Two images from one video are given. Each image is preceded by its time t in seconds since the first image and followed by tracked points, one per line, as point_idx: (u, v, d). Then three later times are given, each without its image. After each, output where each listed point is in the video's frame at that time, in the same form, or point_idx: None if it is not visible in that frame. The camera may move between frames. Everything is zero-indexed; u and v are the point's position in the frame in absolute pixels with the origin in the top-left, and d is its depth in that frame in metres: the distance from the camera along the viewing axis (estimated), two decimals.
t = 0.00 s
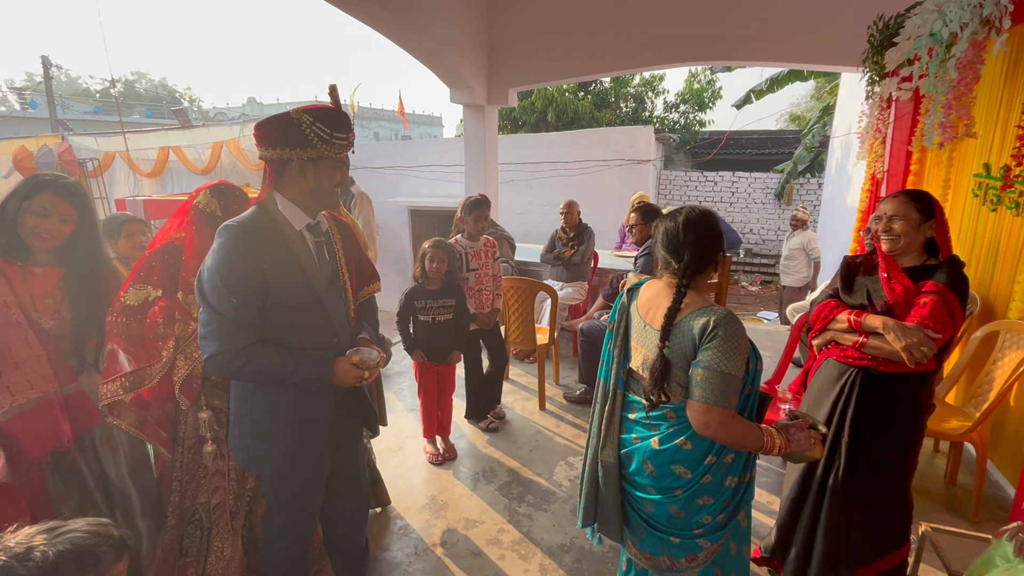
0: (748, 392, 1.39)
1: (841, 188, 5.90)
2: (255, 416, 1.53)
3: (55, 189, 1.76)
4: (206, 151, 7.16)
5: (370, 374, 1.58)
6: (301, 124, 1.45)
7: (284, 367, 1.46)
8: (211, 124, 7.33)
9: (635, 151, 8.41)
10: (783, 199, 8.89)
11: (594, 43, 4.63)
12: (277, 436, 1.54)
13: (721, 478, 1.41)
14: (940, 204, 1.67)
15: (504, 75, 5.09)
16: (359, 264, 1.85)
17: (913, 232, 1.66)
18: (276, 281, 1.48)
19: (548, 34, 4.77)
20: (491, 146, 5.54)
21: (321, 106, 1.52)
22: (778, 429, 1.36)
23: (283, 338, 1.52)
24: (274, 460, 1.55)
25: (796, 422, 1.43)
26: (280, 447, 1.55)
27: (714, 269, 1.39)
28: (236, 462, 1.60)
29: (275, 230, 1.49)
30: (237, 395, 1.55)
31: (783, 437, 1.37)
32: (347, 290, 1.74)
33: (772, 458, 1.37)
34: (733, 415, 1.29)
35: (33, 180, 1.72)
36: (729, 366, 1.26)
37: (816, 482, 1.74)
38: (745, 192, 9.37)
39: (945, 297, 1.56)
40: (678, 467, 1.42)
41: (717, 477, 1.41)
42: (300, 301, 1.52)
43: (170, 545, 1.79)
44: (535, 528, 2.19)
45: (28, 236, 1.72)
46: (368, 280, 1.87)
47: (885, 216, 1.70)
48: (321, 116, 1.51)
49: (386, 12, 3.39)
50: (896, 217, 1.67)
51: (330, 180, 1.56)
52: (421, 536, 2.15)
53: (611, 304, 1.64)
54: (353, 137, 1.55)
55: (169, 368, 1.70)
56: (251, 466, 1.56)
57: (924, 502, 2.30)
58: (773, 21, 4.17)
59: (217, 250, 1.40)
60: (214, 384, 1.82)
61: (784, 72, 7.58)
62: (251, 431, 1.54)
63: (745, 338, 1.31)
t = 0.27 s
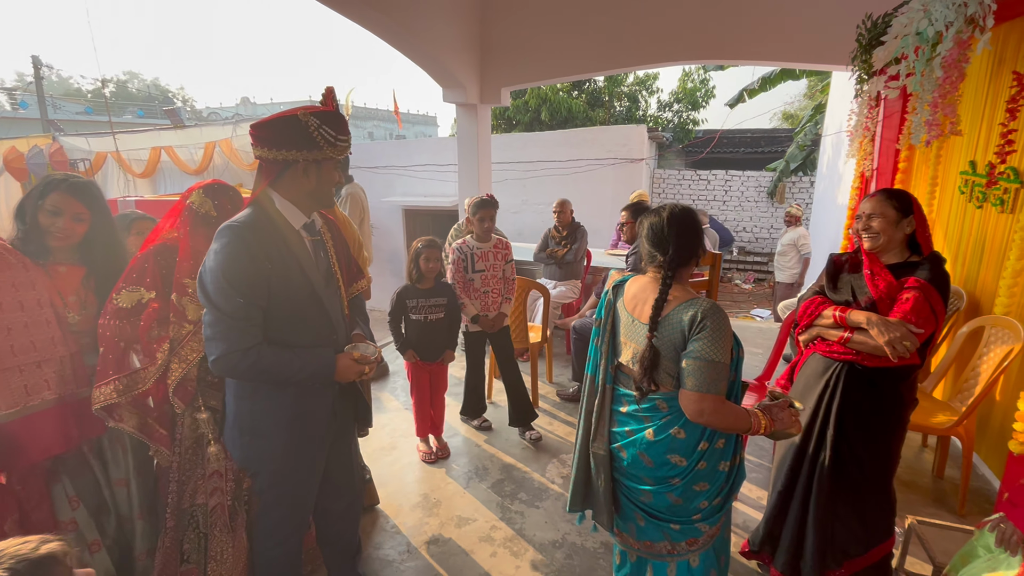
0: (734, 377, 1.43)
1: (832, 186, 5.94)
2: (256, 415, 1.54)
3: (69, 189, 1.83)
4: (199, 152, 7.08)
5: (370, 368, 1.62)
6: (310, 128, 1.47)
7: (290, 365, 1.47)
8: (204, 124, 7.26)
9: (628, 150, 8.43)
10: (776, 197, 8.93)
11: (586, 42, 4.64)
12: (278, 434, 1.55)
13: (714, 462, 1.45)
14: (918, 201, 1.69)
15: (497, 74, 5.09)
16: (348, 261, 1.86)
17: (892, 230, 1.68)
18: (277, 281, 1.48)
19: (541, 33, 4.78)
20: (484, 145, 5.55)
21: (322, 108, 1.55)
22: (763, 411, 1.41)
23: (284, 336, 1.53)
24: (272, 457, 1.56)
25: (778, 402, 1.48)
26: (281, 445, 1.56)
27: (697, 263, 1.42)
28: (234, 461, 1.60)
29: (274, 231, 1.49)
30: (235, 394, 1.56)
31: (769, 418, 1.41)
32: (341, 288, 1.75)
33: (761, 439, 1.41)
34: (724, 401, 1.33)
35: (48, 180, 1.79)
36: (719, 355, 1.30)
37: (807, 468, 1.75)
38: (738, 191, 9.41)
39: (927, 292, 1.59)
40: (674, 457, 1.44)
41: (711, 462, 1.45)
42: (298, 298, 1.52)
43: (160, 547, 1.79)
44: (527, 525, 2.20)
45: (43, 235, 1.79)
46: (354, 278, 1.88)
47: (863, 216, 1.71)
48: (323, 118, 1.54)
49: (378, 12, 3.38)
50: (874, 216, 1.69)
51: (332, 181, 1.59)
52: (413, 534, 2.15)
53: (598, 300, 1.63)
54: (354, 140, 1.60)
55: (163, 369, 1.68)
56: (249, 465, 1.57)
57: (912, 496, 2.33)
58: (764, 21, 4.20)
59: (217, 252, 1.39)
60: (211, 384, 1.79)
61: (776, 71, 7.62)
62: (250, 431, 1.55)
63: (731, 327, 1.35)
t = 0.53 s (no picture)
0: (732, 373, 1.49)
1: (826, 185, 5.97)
2: (268, 409, 1.54)
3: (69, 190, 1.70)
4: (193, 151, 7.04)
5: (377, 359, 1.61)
6: (298, 124, 1.46)
7: (296, 358, 1.46)
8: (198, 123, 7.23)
9: (623, 149, 8.43)
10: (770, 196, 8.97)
11: (580, 42, 4.65)
12: (288, 427, 1.55)
13: (715, 457, 1.50)
14: (907, 199, 1.70)
15: (492, 74, 5.09)
16: (351, 256, 1.84)
17: (880, 227, 1.69)
18: (278, 276, 1.48)
19: (536, 33, 4.78)
20: (479, 145, 5.55)
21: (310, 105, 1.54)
22: (761, 405, 1.47)
23: (290, 332, 1.52)
24: (285, 451, 1.56)
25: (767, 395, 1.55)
26: (295, 438, 1.56)
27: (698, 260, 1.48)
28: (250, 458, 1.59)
29: (274, 228, 1.50)
30: (245, 389, 1.55)
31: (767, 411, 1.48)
32: (345, 284, 1.75)
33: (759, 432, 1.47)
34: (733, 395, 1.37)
35: (42, 182, 1.66)
36: (731, 349, 1.35)
37: (797, 466, 1.75)
38: (733, 190, 9.44)
39: (914, 289, 1.60)
40: (681, 454, 1.46)
41: (712, 457, 1.49)
42: (302, 294, 1.52)
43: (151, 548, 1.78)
44: (521, 523, 2.20)
45: (45, 238, 1.67)
46: (358, 274, 1.86)
47: (855, 213, 1.73)
48: (313, 115, 1.54)
49: (371, 11, 3.37)
50: (863, 214, 1.70)
51: (326, 177, 1.57)
52: (406, 533, 2.15)
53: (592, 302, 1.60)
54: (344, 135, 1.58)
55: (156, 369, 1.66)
56: (263, 460, 1.56)
57: (903, 492, 2.35)
58: (757, 20, 4.21)
59: (216, 250, 1.40)
60: (205, 385, 1.78)
61: (771, 70, 7.64)
62: (263, 425, 1.55)
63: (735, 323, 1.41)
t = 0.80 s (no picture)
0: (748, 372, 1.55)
1: (829, 184, 5.95)
2: (273, 406, 1.54)
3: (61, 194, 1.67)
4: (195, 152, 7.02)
5: (380, 360, 1.58)
6: (286, 121, 1.46)
7: (295, 354, 1.45)
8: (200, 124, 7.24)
9: (625, 149, 8.42)
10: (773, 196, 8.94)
11: (581, 42, 4.65)
12: (293, 425, 1.55)
13: (737, 456, 1.55)
14: (906, 199, 1.70)
15: (493, 75, 5.10)
16: (371, 261, 1.88)
17: (880, 226, 1.68)
18: (284, 273, 1.49)
19: (536, 33, 4.78)
20: (480, 145, 5.55)
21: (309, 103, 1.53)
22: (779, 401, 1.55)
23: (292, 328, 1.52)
24: (293, 450, 1.55)
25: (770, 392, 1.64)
26: (299, 437, 1.55)
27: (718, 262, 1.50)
28: (262, 453, 1.62)
29: (280, 226, 1.52)
30: (255, 386, 1.57)
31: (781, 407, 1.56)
32: (357, 284, 1.76)
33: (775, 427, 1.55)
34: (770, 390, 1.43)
35: (38, 184, 1.62)
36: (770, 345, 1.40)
37: (795, 471, 1.75)
38: (735, 190, 9.41)
39: (913, 288, 1.60)
40: (714, 458, 1.48)
41: (734, 457, 1.55)
42: (309, 292, 1.53)
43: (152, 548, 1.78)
44: (522, 523, 2.20)
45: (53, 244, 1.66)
46: (380, 276, 1.90)
47: (853, 213, 1.72)
48: (310, 112, 1.52)
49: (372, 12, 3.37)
50: (863, 213, 1.70)
51: (325, 174, 1.55)
52: (408, 534, 2.15)
53: (612, 307, 1.51)
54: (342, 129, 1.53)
55: (163, 371, 1.65)
56: (272, 454, 1.59)
57: (907, 493, 2.34)
58: (758, 19, 4.20)
59: (227, 246, 1.43)
60: (212, 385, 1.79)
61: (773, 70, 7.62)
62: (271, 422, 1.56)
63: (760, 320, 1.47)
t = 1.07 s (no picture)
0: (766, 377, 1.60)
1: (835, 186, 5.93)
2: (280, 400, 1.58)
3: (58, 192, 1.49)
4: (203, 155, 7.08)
5: (384, 363, 1.58)
6: (296, 122, 1.47)
7: (297, 350, 1.48)
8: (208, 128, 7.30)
9: (630, 152, 8.43)
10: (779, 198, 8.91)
11: (587, 44, 4.66)
12: (298, 422, 1.57)
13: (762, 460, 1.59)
14: (911, 200, 1.69)
15: (499, 78, 5.12)
16: (392, 261, 1.87)
17: (885, 228, 1.68)
18: (296, 270, 1.51)
19: (542, 36, 4.81)
20: (486, 148, 5.58)
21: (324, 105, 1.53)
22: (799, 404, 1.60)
23: (301, 324, 1.54)
24: (296, 447, 1.58)
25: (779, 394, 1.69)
26: (303, 434, 1.57)
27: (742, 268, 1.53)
28: (269, 448, 1.66)
29: (296, 224, 1.55)
30: (264, 378, 1.61)
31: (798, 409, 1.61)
32: (373, 286, 1.77)
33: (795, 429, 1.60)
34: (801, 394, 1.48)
35: (41, 182, 1.46)
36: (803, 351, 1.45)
37: (802, 463, 1.75)
38: (741, 191, 9.39)
39: (919, 289, 1.59)
40: (748, 464, 1.52)
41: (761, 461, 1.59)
42: (322, 292, 1.55)
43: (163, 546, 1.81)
44: (528, 524, 2.21)
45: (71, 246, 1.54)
46: (402, 278, 1.89)
47: (858, 214, 1.72)
48: (323, 113, 1.51)
49: (379, 16, 3.40)
50: (869, 214, 1.70)
51: (336, 174, 1.54)
52: (414, 533, 2.17)
53: (647, 315, 1.46)
54: (351, 127, 1.49)
55: (181, 372, 1.71)
56: (279, 449, 1.61)
57: (914, 495, 2.33)
58: (763, 22, 4.21)
59: (246, 240, 1.47)
60: (225, 386, 1.82)
61: (778, 72, 7.61)
62: (278, 416, 1.59)
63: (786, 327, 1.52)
